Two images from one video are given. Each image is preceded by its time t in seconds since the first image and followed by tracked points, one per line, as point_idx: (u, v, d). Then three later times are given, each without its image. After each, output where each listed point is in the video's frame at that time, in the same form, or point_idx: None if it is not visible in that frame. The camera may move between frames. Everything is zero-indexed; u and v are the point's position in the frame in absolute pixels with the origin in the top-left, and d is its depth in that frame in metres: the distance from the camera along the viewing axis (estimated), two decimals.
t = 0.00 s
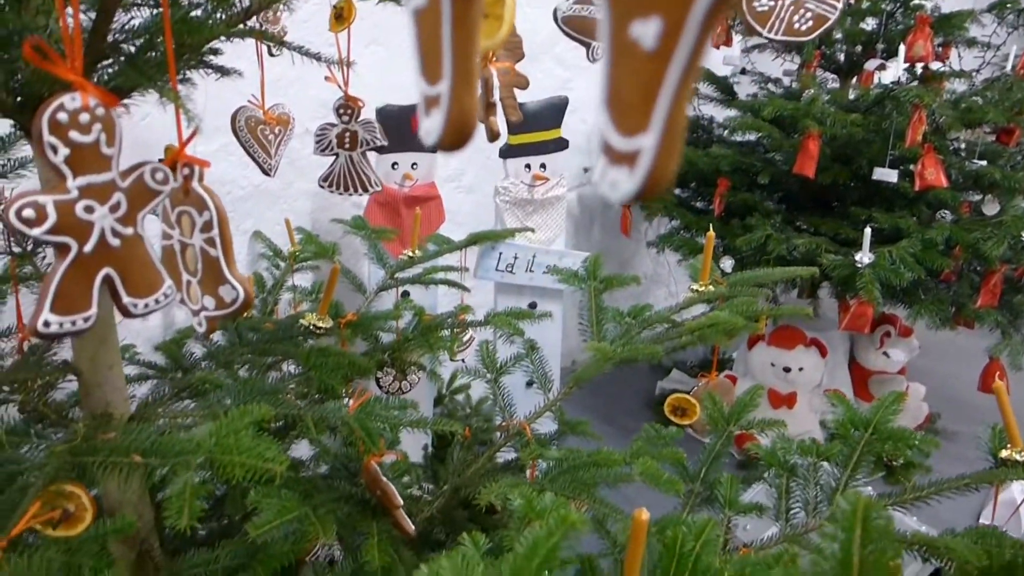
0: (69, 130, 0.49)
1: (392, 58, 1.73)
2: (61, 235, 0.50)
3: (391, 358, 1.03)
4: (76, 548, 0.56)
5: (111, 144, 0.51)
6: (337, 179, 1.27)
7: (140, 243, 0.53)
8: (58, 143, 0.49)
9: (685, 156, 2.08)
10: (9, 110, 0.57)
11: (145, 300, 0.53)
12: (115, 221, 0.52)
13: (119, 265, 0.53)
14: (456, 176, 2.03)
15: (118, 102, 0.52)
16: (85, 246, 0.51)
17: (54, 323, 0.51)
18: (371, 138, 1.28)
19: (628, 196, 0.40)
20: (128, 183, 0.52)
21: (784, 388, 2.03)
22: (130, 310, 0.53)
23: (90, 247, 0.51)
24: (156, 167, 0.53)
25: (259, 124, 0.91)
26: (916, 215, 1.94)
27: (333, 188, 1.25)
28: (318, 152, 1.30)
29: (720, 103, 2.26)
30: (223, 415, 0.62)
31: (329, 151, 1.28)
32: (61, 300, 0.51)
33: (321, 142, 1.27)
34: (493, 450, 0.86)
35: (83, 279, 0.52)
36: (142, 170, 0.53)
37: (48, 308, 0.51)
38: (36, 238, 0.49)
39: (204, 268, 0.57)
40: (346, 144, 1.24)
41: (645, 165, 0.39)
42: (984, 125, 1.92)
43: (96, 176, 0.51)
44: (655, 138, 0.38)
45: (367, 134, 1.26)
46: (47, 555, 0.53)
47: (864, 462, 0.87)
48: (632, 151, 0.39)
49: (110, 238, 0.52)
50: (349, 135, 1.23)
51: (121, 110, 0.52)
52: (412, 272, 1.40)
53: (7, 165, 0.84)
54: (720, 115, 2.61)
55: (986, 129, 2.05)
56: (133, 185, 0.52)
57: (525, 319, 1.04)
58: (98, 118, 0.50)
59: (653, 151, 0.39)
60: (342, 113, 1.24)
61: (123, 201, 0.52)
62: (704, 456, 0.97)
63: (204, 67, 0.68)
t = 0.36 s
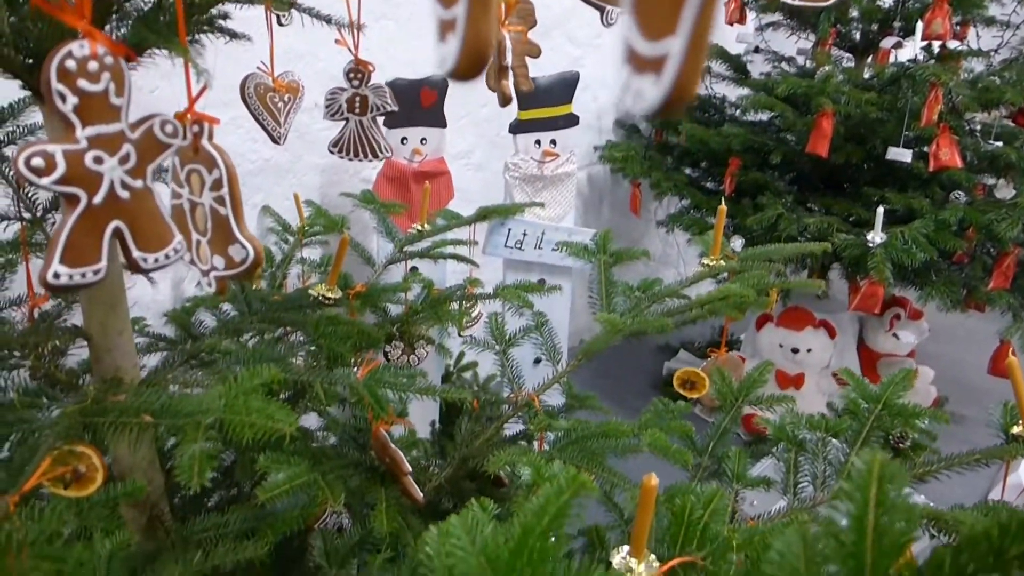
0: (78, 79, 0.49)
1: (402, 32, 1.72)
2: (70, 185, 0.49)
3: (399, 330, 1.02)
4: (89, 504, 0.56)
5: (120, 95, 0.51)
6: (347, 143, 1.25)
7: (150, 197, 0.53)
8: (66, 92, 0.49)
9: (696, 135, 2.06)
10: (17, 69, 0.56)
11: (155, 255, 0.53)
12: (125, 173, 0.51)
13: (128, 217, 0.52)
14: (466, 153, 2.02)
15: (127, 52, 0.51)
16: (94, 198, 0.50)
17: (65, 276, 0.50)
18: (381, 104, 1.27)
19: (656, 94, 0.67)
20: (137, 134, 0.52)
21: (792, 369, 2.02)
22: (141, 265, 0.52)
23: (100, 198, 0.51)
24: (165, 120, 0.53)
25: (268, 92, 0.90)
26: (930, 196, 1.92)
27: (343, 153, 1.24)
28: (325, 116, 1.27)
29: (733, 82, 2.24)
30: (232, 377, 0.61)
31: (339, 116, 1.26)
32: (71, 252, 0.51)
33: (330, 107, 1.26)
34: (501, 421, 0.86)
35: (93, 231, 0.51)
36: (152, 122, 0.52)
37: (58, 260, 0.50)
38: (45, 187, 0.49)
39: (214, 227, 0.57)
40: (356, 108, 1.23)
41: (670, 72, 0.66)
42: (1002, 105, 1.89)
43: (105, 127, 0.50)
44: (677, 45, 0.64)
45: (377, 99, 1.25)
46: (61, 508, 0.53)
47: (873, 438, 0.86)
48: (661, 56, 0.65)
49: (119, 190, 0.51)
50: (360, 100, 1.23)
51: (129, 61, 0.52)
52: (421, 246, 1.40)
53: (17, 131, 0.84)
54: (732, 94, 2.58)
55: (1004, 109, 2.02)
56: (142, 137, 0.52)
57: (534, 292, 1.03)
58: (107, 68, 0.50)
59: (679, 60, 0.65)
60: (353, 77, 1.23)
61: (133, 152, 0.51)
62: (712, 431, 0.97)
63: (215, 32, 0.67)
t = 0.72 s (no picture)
0: (134, 28, 0.49)
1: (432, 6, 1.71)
2: (126, 135, 0.49)
3: (427, 303, 1.02)
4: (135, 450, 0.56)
5: (175, 46, 0.51)
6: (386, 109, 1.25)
7: (201, 149, 0.53)
8: (123, 41, 0.49)
9: (727, 115, 2.03)
10: (65, 30, 0.56)
11: (207, 208, 0.53)
12: (178, 125, 0.51)
13: (180, 169, 0.52)
14: (493, 130, 2.01)
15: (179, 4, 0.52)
16: (149, 148, 0.50)
17: (120, 225, 0.50)
18: (419, 70, 1.28)
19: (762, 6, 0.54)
20: (190, 87, 0.52)
21: (817, 354, 2.00)
22: (192, 217, 0.52)
23: (154, 149, 0.50)
24: (216, 74, 0.53)
25: (304, 59, 0.90)
26: (965, 180, 1.88)
27: (382, 119, 1.24)
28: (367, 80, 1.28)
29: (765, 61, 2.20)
30: (269, 337, 0.62)
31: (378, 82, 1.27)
32: (126, 202, 0.51)
33: (370, 72, 1.26)
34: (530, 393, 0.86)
35: (146, 183, 0.51)
36: (204, 76, 0.53)
37: (113, 210, 0.50)
38: (101, 137, 0.49)
39: (258, 186, 0.58)
40: (395, 73, 1.23)
41: None
42: None
43: (160, 78, 0.51)
44: None
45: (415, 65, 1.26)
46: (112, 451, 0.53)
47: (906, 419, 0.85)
48: None
49: (172, 142, 0.51)
50: (398, 66, 1.23)
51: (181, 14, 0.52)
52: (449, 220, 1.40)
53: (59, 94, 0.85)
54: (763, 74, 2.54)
55: None
56: (195, 90, 0.53)
57: (564, 266, 1.03)
58: (163, 18, 0.50)
59: None
60: (392, 42, 1.23)
61: (186, 105, 0.51)
62: (741, 410, 0.97)
63: None
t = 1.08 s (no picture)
0: None
1: None
2: (217, 98, 0.50)
3: (482, 280, 1.03)
4: (211, 409, 0.57)
5: (264, 13, 0.53)
6: (451, 84, 1.26)
7: (286, 114, 0.54)
8: (217, 7, 0.51)
9: (784, 96, 1.99)
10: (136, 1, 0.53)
11: (291, 171, 0.54)
12: (265, 90, 0.52)
13: (267, 133, 0.53)
14: (545, 112, 2.01)
15: None
16: (238, 111, 0.51)
17: (210, 185, 0.51)
18: (486, 44, 1.28)
19: None
20: (277, 53, 0.53)
21: (874, 342, 1.95)
22: (277, 180, 0.53)
23: (243, 112, 0.52)
24: (301, 40, 0.55)
25: (368, 35, 0.92)
26: None
27: (447, 92, 1.24)
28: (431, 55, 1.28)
29: (825, 41, 2.14)
30: (340, 304, 0.63)
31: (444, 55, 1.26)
32: (216, 164, 0.52)
33: (435, 46, 1.26)
34: (586, 369, 0.87)
35: (235, 145, 0.52)
36: (290, 42, 0.54)
37: (204, 170, 0.51)
38: (195, 100, 0.50)
39: (334, 153, 0.59)
40: (460, 47, 1.24)
41: None
42: None
43: (250, 44, 0.52)
44: None
45: (480, 38, 1.26)
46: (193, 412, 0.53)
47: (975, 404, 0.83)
48: None
49: (260, 106, 0.52)
50: (464, 39, 1.24)
51: None
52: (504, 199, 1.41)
53: (134, 72, 0.87)
54: (822, 55, 2.48)
55: None
56: (281, 56, 0.54)
57: (622, 244, 1.04)
58: None
59: None
60: (457, 16, 1.23)
61: (273, 69, 0.53)
62: (800, 391, 0.96)
63: None
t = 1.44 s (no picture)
0: None
1: None
2: (262, 73, 0.51)
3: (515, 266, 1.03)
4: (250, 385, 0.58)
5: None
6: (486, 67, 1.25)
7: (329, 89, 0.55)
8: None
9: (822, 85, 1.95)
10: None
11: (331, 146, 0.55)
12: (308, 66, 0.53)
13: (309, 108, 0.54)
14: (578, 101, 2.00)
15: None
16: (282, 86, 0.52)
17: (255, 158, 0.52)
18: (523, 26, 1.25)
19: None
20: (320, 29, 0.54)
21: (910, 336, 1.92)
22: (318, 154, 0.54)
23: (286, 87, 0.52)
24: (344, 17, 0.55)
25: (404, 20, 0.92)
26: None
27: (481, 75, 1.23)
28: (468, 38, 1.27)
29: (865, 28, 2.10)
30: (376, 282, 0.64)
31: (480, 38, 1.25)
32: (260, 137, 0.53)
33: (471, 29, 1.25)
34: (617, 354, 0.87)
35: (279, 119, 0.53)
36: (332, 19, 0.54)
37: (249, 144, 0.52)
38: (240, 74, 0.50)
39: (372, 131, 0.59)
40: (497, 30, 1.22)
41: None
42: None
43: (294, 20, 0.52)
44: None
45: (518, 20, 1.24)
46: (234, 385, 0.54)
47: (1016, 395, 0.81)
48: None
49: (303, 82, 0.53)
50: (500, 22, 1.22)
51: None
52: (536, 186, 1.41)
53: (176, 57, 0.89)
54: (862, 43, 2.43)
55: None
56: (324, 32, 0.54)
57: (655, 230, 1.04)
58: None
59: None
60: None
61: (316, 45, 0.53)
62: (834, 380, 0.95)
63: None
